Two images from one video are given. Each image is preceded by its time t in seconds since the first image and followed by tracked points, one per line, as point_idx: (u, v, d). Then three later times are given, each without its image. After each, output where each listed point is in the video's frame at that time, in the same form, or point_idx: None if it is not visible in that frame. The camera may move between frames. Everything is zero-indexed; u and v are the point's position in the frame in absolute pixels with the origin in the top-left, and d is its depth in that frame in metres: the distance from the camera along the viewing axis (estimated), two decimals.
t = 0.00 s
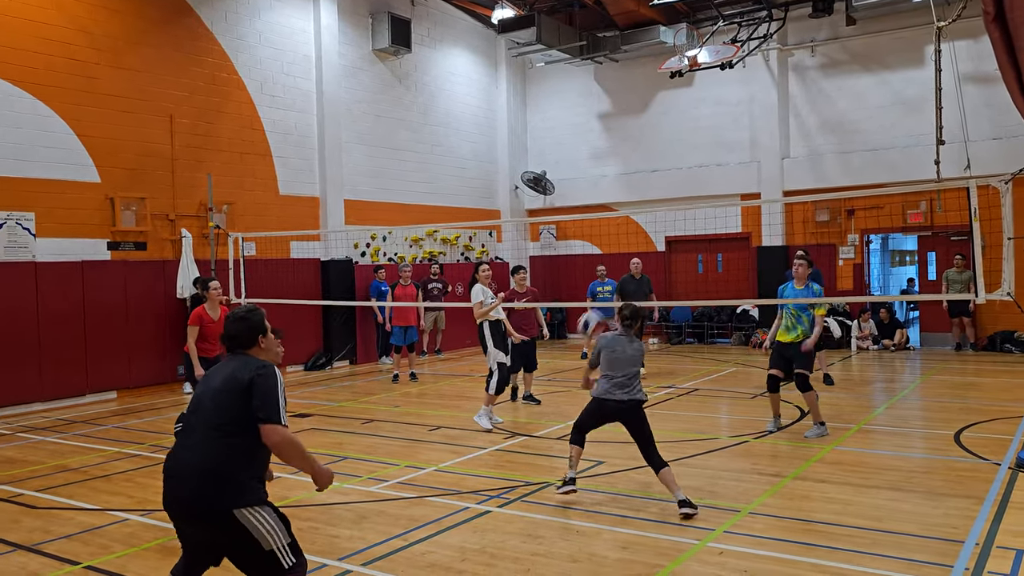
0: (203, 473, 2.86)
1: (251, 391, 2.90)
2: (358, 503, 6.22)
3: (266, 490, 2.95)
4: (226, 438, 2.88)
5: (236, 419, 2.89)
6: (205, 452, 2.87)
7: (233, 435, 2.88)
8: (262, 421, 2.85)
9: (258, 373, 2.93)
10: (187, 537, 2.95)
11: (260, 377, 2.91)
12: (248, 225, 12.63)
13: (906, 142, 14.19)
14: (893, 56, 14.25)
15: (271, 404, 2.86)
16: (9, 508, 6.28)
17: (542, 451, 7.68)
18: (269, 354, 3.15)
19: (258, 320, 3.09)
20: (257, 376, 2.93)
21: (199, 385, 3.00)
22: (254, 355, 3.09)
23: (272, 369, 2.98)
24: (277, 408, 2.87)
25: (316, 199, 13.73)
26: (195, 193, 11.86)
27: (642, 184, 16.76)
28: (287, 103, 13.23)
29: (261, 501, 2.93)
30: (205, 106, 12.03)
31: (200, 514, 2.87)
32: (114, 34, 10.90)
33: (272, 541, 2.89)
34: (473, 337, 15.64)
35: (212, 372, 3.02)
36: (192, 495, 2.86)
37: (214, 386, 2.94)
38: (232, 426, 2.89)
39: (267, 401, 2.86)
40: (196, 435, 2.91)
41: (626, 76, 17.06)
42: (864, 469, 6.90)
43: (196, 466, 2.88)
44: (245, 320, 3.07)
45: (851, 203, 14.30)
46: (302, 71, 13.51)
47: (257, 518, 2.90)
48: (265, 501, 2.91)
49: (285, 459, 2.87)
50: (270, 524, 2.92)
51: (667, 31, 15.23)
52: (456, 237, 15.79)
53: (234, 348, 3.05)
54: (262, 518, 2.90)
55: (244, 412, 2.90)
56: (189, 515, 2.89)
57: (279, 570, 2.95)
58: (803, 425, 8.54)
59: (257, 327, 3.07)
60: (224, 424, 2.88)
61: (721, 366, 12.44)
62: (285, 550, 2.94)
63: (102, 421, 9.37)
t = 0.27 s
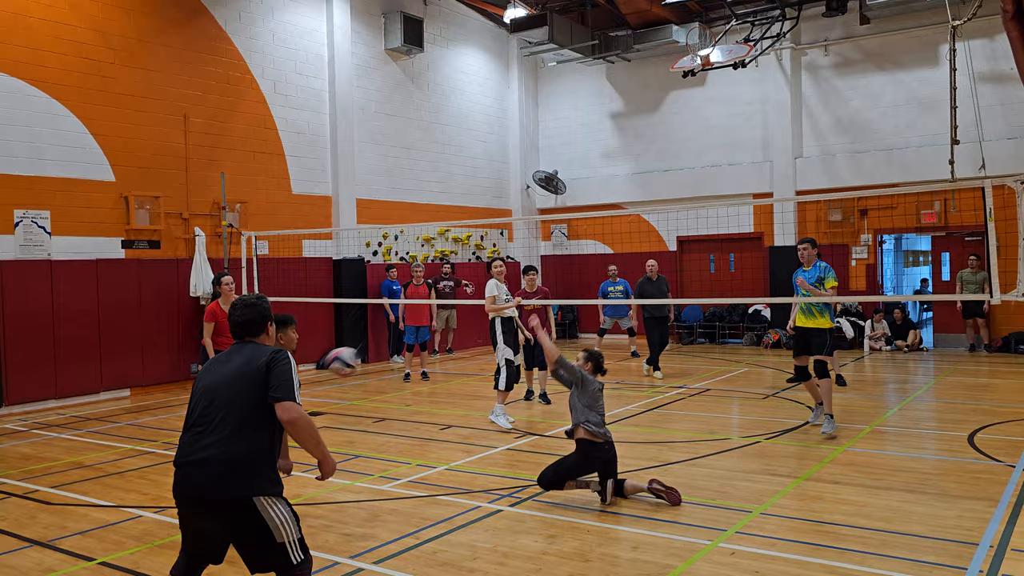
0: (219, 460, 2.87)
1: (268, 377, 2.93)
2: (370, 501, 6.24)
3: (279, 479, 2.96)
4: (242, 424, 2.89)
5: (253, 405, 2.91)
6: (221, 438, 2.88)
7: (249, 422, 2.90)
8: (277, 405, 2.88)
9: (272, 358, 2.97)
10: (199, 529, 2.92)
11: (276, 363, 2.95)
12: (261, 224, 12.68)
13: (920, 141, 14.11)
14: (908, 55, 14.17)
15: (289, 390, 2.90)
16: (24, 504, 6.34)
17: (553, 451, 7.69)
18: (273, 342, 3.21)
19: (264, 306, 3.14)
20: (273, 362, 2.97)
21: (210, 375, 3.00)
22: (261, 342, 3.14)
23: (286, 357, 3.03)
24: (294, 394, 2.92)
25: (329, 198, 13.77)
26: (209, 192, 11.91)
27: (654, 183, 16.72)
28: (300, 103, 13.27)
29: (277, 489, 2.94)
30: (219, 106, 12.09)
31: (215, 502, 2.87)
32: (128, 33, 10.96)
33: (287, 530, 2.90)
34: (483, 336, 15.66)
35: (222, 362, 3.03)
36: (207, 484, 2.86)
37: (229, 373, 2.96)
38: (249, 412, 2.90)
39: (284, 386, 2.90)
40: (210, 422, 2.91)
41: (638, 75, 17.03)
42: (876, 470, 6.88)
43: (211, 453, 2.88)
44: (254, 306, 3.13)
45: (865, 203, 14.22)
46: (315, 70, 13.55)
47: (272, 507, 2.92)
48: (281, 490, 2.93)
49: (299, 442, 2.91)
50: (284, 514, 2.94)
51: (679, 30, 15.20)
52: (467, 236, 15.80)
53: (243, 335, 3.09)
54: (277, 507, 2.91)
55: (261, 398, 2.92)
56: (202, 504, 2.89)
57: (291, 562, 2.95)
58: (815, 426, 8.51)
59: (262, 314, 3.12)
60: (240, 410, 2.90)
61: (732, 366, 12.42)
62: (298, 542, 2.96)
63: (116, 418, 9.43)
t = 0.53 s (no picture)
0: (229, 458, 2.88)
1: (278, 374, 2.93)
2: (376, 498, 6.26)
3: (287, 475, 2.98)
4: (252, 421, 2.90)
5: (262, 403, 2.91)
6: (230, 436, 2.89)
7: (258, 420, 2.91)
8: (290, 405, 2.91)
9: (281, 356, 2.96)
10: (209, 523, 2.94)
11: (285, 361, 2.95)
12: (268, 221, 12.71)
13: (929, 139, 14.04)
14: (917, 53, 14.09)
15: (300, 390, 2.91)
16: (33, 499, 6.38)
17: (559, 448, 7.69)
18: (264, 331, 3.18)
19: (260, 295, 3.09)
20: (282, 360, 2.96)
21: (215, 370, 2.97)
22: (256, 333, 3.12)
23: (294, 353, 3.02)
24: (304, 392, 2.93)
25: (336, 196, 13.79)
26: (217, 189, 11.96)
27: (661, 181, 16.68)
28: (307, 100, 13.29)
29: (286, 484, 2.97)
30: (227, 103, 12.12)
31: (225, 498, 2.89)
32: (136, 31, 10.99)
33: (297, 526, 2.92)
34: (490, 333, 15.67)
35: (226, 356, 3.00)
36: (220, 481, 2.88)
37: (237, 368, 2.94)
38: (258, 409, 2.91)
39: (295, 385, 2.92)
40: (219, 418, 2.91)
41: (646, 72, 17.00)
42: (883, 469, 6.86)
43: (221, 450, 2.89)
44: (250, 297, 3.08)
45: (873, 201, 14.17)
46: (322, 68, 13.57)
47: (282, 504, 2.93)
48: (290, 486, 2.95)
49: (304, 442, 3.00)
50: (293, 509, 2.96)
51: (686, 27, 15.17)
52: (474, 233, 15.81)
53: (242, 326, 3.06)
54: (286, 503, 2.93)
55: (270, 396, 2.93)
56: (212, 499, 2.90)
57: (300, 557, 2.97)
58: (822, 424, 8.49)
59: (260, 304, 3.08)
60: (249, 408, 2.90)
61: (739, 364, 12.40)
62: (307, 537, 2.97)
63: (124, 414, 9.48)
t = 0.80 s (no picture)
0: (233, 452, 2.89)
1: (281, 370, 2.95)
2: (380, 492, 6.27)
3: (291, 469, 2.99)
4: (255, 416, 2.92)
5: (265, 397, 2.93)
6: (234, 431, 2.90)
7: (262, 415, 2.92)
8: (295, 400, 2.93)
9: (285, 351, 2.98)
10: (213, 515, 2.95)
11: (289, 356, 2.97)
12: (273, 216, 12.72)
13: (934, 134, 13.99)
14: (923, 46, 14.03)
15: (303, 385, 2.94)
16: (39, 492, 6.41)
17: (563, 443, 7.69)
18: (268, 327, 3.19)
19: (265, 290, 3.12)
20: (284, 355, 2.98)
21: (218, 364, 2.98)
22: (259, 327, 3.14)
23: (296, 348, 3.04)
24: (307, 388, 2.96)
25: (340, 190, 13.80)
26: (221, 183, 11.97)
27: (665, 175, 16.65)
28: (311, 94, 13.29)
29: (290, 476, 2.99)
30: (232, 98, 12.13)
31: (229, 492, 2.89)
32: (140, 25, 10.99)
33: (303, 519, 2.92)
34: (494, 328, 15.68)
35: (229, 350, 3.00)
36: (225, 475, 2.89)
37: (239, 364, 2.95)
38: (262, 404, 2.93)
39: (299, 381, 2.94)
40: (222, 413, 2.92)
41: (650, 66, 16.96)
42: (888, 464, 6.85)
43: (225, 445, 2.90)
44: (253, 291, 3.10)
45: (878, 195, 14.13)
46: (326, 62, 13.56)
47: (286, 497, 2.94)
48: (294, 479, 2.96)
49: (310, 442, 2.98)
50: (297, 501, 2.96)
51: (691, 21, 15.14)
52: (478, 227, 15.81)
53: (244, 319, 3.08)
54: (291, 496, 2.93)
55: (274, 391, 2.95)
56: (217, 493, 2.91)
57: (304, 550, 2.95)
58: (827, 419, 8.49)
59: (262, 299, 3.10)
60: (253, 403, 2.91)
61: (743, 359, 12.39)
62: (312, 530, 2.96)
63: (130, 408, 9.51)
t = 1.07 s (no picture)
0: (235, 445, 2.90)
1: (281, 365, 2.93)
2: (381, 484, 6.28)
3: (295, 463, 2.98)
4: (257, 411, 2.91)
5: (266, 393, 2.92)
6: (236, 425, 2.91)
7: (264, 409, 2.92)
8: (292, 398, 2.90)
9: (287, 346, 2.95)
10: (218, 508, 2.98)
11: (290, 352, 2.94)
12: (273, 208, 12.71)
13: (935, 126, 13.96)
14: (925, 39, 13.99)
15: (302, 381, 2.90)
16: (41, 485, 6.43)
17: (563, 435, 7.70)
18: (286, 323, 3.18)
19: (286, 285, 3.12)
20: (286, 350, 2.95)
21: (222, 359, 2.99)
22: (274, 322, 3.12)
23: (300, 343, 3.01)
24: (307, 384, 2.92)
25: (340, 183, 13.79)
26: (221, 176, 11.96)
27: (666, 168, 16.63)
28: (311, 87, 13.27)
29: (294, 469, 2.98)
30: (232, 90, 12.12)
31: (232, 485, 2.91)
32: (140, 18, 10.97)
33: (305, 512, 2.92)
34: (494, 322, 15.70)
35: (234, 344, 3.00)
36: (228, 469, 2.91)
37: (242, 358, 2.95)
38: (263, 399, 2.92)
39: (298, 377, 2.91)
40: (225, 407, 2.93)
41: (651, 59, 16.93)
42: (888, 456, 6.86)
43: (228, 439, 2.92)
44: (273, 284, 3.10)
45: (879, 187, 14.11)
46: (326, 54, 13.54)
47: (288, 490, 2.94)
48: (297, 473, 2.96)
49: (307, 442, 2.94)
50: (300, 494, 2.96)
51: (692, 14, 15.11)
52: (478, 220, 15.80)
53: (257, 312, 3.07)
54: (293, 488, 2.93)
55: (275, 386, 2.93)
56: (221, 485, 2.93)
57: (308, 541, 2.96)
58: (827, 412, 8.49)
59: (277, 294, 3.09)
60: (254, 397, 2.91)
61: (744, 351, 12.40)
62: (315, 523, 2.95)
63: (130, 401, 9.52)
